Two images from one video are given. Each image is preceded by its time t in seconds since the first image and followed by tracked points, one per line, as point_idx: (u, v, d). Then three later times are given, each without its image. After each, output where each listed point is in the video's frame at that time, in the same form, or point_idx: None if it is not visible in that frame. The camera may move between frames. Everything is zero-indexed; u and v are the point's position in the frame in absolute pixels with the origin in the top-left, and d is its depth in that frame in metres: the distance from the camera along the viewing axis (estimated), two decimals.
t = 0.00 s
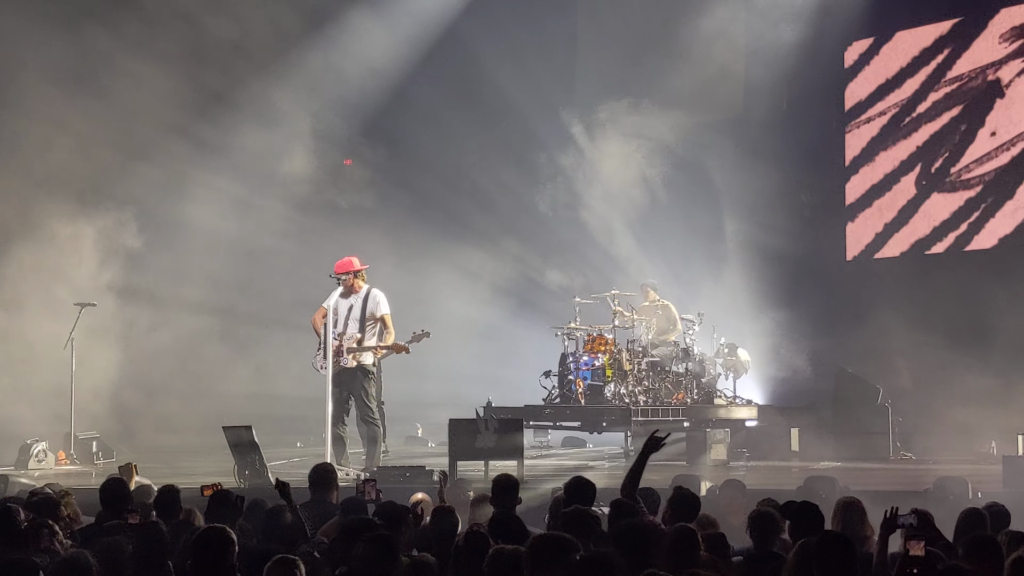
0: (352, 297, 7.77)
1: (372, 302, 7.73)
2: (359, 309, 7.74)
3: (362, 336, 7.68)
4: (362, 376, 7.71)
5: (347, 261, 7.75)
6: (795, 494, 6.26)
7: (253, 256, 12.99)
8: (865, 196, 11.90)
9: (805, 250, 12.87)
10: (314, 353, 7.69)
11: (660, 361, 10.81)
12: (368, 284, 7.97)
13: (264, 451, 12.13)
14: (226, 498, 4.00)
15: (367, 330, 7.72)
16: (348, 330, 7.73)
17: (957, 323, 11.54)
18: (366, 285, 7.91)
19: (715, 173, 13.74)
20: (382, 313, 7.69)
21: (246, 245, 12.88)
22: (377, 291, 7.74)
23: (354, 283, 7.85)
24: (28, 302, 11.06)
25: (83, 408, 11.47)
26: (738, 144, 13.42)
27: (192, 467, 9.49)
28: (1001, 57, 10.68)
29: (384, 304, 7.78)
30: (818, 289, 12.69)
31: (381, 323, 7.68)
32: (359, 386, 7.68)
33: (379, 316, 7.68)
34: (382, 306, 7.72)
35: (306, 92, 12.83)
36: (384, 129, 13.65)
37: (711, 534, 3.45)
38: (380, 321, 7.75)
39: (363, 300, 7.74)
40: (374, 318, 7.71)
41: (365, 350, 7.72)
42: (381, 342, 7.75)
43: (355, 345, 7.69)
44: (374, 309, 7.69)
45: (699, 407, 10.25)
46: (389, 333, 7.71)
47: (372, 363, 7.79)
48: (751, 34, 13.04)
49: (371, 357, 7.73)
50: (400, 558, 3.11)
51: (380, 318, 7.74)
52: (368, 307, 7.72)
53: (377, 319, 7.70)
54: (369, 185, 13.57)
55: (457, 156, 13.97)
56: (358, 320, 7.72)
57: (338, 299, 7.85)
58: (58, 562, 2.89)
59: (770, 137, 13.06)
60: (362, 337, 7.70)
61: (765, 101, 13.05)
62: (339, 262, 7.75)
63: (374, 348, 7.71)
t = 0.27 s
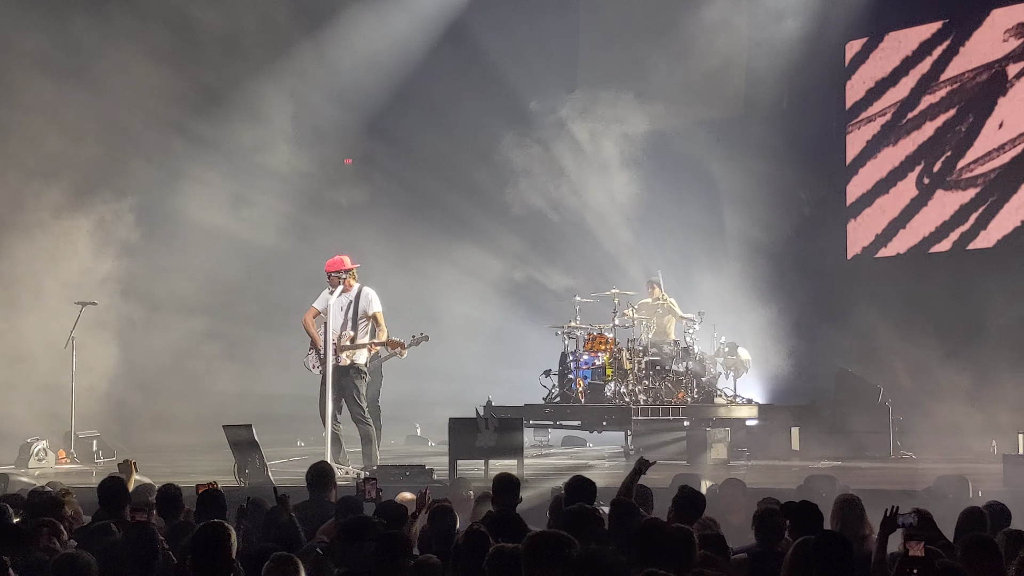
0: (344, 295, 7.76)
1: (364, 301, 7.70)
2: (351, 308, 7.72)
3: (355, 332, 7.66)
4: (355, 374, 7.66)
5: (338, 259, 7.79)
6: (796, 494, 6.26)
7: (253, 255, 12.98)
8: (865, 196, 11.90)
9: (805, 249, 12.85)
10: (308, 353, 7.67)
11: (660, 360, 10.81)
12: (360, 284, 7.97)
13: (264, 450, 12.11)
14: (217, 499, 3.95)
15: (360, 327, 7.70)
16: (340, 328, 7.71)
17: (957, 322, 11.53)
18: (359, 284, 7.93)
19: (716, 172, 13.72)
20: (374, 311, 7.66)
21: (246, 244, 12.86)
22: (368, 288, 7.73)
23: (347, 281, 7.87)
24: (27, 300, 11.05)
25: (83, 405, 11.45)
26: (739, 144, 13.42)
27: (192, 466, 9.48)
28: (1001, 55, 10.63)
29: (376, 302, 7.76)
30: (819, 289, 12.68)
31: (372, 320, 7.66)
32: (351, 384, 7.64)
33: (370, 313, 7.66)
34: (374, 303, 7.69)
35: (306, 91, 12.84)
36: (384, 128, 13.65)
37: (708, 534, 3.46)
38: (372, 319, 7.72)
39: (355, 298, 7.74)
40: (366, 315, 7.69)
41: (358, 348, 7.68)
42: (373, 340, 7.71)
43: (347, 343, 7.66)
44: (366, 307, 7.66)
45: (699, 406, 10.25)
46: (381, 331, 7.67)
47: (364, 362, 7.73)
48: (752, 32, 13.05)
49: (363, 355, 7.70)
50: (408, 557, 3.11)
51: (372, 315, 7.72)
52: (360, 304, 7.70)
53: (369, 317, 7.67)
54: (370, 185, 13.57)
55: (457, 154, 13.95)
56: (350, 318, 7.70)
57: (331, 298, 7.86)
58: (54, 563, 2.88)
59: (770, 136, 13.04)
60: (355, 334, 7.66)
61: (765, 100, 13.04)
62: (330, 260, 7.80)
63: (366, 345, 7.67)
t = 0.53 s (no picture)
0: (341, 296, 7.79)
1: (361, 301, 7.74)
2: (347, 309, 7.75)
3: (353, 332, 7.66)
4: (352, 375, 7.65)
5: (333, 260, 7.82)
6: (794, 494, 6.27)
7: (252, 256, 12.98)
8: (864, 196, 11.98)
9: (804, 250, 12.86)
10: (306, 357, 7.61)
11: (660, 361, 10.79)
12: (354, 286, 8.00)
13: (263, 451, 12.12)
14: (208, 499, 3.93)
15: (357, 328, 7.71)
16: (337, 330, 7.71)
17: (957, 322, 11.56)
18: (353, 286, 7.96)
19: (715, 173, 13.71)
20: (371, 312, 7.70)
21: (245, 245, 12.86)
22: (364, 289, 7.78)
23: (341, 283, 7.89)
24: (25, 301, 11.01)
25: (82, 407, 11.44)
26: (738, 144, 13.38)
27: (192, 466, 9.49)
28: (1001, 56, 10.76)
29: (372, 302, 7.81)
30: (818, 289, 12.68)
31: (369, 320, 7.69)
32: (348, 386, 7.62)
33: (367, 314, 7.69)
34: (371, 304, 7.73)
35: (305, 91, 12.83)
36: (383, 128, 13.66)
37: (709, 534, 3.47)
38: (369, 320, 7.75)
39: (352, 298, 7.76)
40: (363, 316, 7.71)
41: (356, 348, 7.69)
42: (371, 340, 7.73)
43: (346, 343, 7.65)
44: (363, 307, 7.70)
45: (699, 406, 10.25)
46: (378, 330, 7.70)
47: (361, 363, 7.75)
48: (751, 33, 13.05)
49: (361, 355, 7.71)
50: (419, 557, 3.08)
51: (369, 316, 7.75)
52: (357, 305, 7.73)
53: (366, 317, 7.70)
54: (368, 185, 13.65)
55: (455, 155, 13.98)
56: (348, 319, 7.71)
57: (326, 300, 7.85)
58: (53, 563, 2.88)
59: (769, 137, 13.04)
60: (353, 334, 7.67)
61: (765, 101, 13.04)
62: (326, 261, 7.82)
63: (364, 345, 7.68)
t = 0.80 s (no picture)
0: (341, 293, 7.76)
1: (360, 299, 7.72)
2: (347, 307, 7.73)
3: (354, 329, 7.64)
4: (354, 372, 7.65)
5: (333, 257, 7.78)
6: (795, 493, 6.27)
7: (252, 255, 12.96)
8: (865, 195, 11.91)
9: (804, 249, 12.86)
10: (308, 357, 7.59)
11: (660, 360, 10.79)
12: (353, 284, 7.98)
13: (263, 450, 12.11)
14: (202, 499, 3.98)
15: (357, 325, 7.70)
16: (338, 327, 7.69)
17: (956, 322, 11.55)
18: (353, 283, 7.93)
19: (715, 172, 13.72)
20: (371, 309, 7.68)
21: (244, 244, 12.84)
22: (364, 286, 7.75)
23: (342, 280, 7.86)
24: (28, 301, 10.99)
25: (82, 406, 11.42)
26: (738, 143, 13.38)
27: (191, 465, 9.47)
28: (1002, 54, 10.67)
29: (373, 299, 7.78)
30: (818, 289, 12.68)
31: (370, 317, 7.67)
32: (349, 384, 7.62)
33: (368, 311, 7.67)
34: (371, 301, 7.71)
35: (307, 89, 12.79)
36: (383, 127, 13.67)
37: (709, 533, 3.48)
38: (369, 317, 7.74)
39: (352, 295, 7.73)
40: (363, 313, 7.69)
41: (357, 345, 7.68)
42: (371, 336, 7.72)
43: (347, 340, 7.64)
44: (363, 304, 7.68)
45: (699, 406, 10.25)
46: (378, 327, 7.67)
47: (362, 360, 7.76)
48: (750, 32, 13.03)
49: (362, 353, 7.72)
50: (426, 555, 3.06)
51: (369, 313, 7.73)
52: (358, 302, 7.70)
53: (366, 314, 7.68)
54: (368, 184, 13.66)
55: (455, 154, 13.98)
56: (348, 316, 7.69)
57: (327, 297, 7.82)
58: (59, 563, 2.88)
59: (769, 136, 13.03)
60: (354, 331, 7.65)
61: (765, 100, 13.02)
62: (328, 257, 7.78)
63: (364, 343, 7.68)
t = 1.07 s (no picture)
0: (344, 293, 7.77)
1: (363, 299, 7.70)
2: (351, 308, 7.72)
3: (355, 329, 7.63)
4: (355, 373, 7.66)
5: (338, 257, 7.77)
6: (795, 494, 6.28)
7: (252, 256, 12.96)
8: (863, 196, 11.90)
9: (804, 250, 12.87)
10: (309, 356, 7.66)
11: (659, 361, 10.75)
12: (357, 285, 7.95)
13: (262, 451, 12.11)
14: (200, 501, 3.93)
15: (359, 325, 7.68)
16: (341, 326, 7.71)
17: (956, 323, 11.56)
18: (359, 283, 7.91)
19: (715, 173, 13.73)
20: (374, 309, 7.65)
21: (244, 246, 12.85)
22: (367, 287, 7.72)
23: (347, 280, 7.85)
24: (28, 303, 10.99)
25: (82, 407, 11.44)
26: (737, 145, 13.40)
27: (189, 466, 9.47)
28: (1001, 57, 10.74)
29: (376, 300, 7.74)
30: (817, 290, 12.69)
31: (371, 318, 7.63)
32: (350, 385, 7.64)
33: (370, 311, 7.64)
34: (373, 302, 7.68)
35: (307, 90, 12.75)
36: (383, 129, 13.68)
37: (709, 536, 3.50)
38: (372, 317, 7.71)
39: (355, 296, 7.73)
40: (365, 313, 7.67)
41: (358, 345, 7.68)
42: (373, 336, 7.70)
43: (348, 340, 7.64)
44: (365, 305, 7.66)
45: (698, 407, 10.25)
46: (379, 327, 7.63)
47: (366, 360, 7.77)
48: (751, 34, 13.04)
49: (364, 353, 7.72)
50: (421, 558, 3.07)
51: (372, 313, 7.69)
52: (360, 303, 7.69)
53: (369, 314, 7.65)
54: (368, 186, 13.62)
55: (453, 155, 13.92)
56: (351, 316, 7.69)
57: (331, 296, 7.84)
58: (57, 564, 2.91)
59: (769, 137, 13.04)
60: (355, 331, 7.64)
61: (764, 101, 13.03)
62: (333, 257, 7.79)
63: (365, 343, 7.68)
